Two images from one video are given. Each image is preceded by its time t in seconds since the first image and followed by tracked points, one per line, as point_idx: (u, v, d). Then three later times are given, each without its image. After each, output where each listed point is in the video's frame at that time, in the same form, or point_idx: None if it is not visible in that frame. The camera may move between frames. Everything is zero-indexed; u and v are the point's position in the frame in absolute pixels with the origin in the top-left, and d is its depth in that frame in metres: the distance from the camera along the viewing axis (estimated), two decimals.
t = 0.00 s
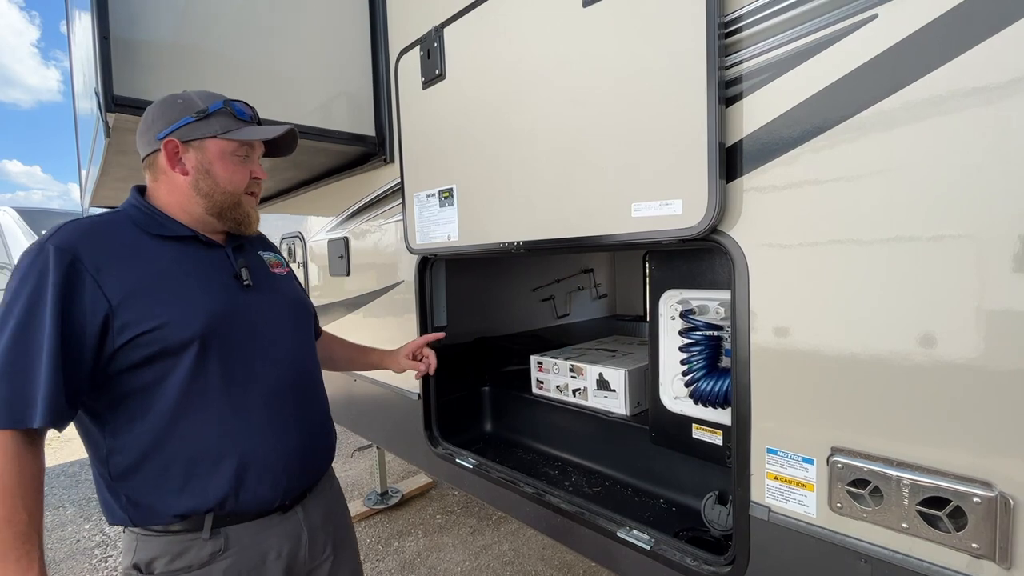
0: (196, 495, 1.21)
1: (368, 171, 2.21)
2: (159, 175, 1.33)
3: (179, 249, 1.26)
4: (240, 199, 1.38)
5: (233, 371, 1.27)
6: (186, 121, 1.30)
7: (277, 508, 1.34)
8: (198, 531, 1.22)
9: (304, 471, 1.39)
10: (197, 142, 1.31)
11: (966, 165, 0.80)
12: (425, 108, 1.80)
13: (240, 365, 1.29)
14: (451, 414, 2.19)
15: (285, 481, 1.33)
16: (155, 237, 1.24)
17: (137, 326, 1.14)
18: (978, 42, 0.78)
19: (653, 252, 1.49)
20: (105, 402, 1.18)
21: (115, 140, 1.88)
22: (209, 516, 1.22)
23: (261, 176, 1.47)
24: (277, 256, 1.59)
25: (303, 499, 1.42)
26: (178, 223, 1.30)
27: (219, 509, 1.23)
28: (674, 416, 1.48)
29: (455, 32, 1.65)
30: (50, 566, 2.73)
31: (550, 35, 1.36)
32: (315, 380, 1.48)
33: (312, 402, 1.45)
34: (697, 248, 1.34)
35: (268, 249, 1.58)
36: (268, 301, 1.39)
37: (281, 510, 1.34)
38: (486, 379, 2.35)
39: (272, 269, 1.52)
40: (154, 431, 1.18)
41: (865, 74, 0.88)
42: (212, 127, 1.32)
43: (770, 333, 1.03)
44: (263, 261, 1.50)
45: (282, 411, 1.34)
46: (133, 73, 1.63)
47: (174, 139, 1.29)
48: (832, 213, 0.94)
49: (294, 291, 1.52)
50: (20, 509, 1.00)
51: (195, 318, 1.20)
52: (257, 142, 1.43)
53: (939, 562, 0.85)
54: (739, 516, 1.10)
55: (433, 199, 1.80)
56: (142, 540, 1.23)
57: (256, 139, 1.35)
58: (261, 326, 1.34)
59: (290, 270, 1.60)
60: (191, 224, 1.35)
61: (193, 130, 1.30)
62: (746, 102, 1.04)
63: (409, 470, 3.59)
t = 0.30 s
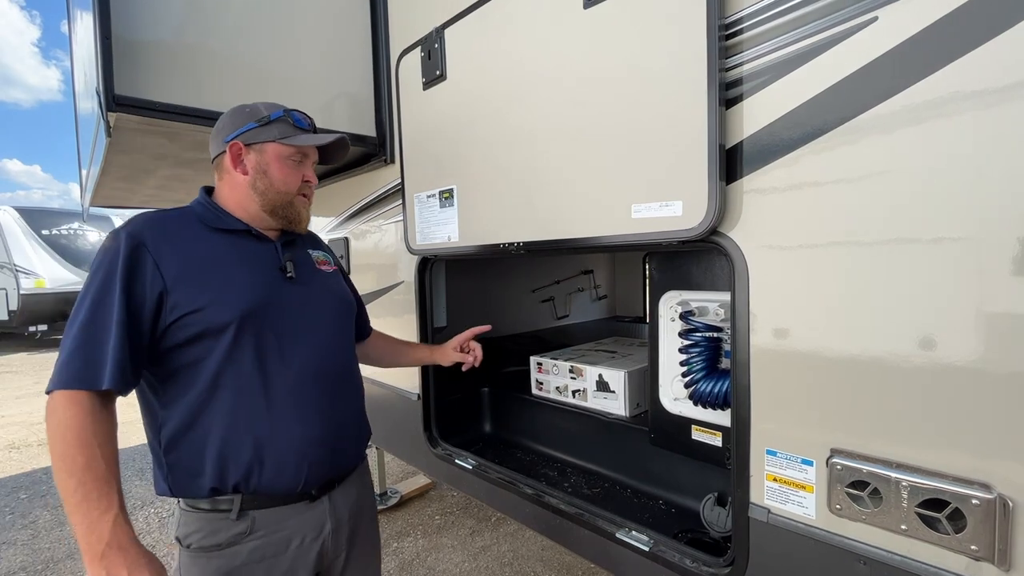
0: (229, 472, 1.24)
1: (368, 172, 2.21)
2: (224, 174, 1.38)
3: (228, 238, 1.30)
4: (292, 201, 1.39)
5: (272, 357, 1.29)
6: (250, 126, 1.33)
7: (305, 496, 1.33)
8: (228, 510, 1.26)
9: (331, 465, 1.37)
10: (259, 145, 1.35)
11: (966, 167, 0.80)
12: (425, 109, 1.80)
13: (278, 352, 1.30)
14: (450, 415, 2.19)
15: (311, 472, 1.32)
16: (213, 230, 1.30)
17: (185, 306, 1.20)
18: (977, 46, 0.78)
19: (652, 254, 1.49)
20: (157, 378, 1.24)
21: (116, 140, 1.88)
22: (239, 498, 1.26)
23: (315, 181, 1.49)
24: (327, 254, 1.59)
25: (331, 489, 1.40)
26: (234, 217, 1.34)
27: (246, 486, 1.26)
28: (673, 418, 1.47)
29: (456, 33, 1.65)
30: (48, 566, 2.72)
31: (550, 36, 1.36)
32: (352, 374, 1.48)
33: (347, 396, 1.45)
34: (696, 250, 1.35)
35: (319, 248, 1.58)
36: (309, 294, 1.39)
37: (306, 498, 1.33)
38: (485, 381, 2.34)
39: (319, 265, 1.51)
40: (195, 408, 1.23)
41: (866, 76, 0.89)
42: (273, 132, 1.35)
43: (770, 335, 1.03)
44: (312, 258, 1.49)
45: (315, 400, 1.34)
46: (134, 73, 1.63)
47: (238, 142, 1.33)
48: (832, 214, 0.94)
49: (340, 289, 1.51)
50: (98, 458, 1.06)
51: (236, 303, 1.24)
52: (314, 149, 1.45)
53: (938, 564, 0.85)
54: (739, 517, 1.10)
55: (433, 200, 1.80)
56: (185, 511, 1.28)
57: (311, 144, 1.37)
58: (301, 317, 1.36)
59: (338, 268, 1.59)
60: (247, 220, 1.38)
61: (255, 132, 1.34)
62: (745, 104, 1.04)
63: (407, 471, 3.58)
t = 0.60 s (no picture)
0: (241, 458, 1.28)
1: (367, 172, 2.21)
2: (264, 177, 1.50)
3: (262, 237, 1.36)
4: (307, 195, 1.41)
5: (289, 352, 1.32)
6: (273, 127, 1.42)
7: (310, 489, 1.34)
8: (236, 492, 1.30)
9: (336, 465, 1.37)
10: (280, 144, 1.42)
11: (965, 169, 0.80)
12: (425, 109, 1.80)
13: (295, 349, 1.33)
14: (450, 416, 2.18)
15: (315, 469, 1.33)
16: (251, 227, 1.37)
17: (212, 298, 1.27)
18: (977, 47, 0.78)
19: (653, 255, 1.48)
20: (189, 363, 1.32)
21: (116, 139, 1.88)
22: (246, 485, 1.29)
23: (339, 177, 1.48)
24: (360, 256, 1.59)
25: (336, 485, 1.40)
26: (271, 215, 1.42)
27: (255, 473, 1.29)
28: (673, 419, 1.47)
29: (456, 33, 1.65)
30: (47, 566, 2.71)
31: (551, 37, 1.36)
32: (369, 376, 1.47)
33: (362, 397, 1.45)
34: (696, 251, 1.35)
35: (353, 249, 1.59)
36: (332, 295, 1.41)
37: (312, 491, 1.34)
38: (485, 382, 2.34)
39: (349, 267, 1.51)
40: (215, 395, 1.29)
41: (865, 78, 0.89)
42: (289, 129, 1.40)
43: (770, 337, 1.03)
44: (342, 259, 1.51)
45: (326, 398, 1.35)
46: (135, 72, 1.63)
47: (264, 143, 1.44)
48: (832, 216, 0.94)
49: (367, 293, 1.51)
50: (142, 427, 1.17)
51: (258, 299, 1.28)
52: (330, 144, 1.45)
53: (937, 566, 0.85)
54: (738, 518, 1.10)
55: (433, 200, 1.80)
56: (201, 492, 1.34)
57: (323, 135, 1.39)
58: (321, 316, 1.37)
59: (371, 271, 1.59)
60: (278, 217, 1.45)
61: (277, 133, 1.41)
62: (745, 105, 1.04)
63: (405, 472, 3.58)
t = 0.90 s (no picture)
0: (240, 453, 1.30)
1: (366, 172, 2.21)
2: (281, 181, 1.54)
3: (272, 237, 1.38)
4: (314, 195, 1.41)
5: (290, 352, 1.32)
6: (284, 130, 1.45)
7: (305, 487, 1.34)
8: (235, 486, 1.30)
9: (331, 467, 1.36)
10: (290, 147, 1.44)
11: (964, 170, 0.80)
12: (425, 110, 1.80)
13: (296, 349, 1.33)
14: (449, 417, 2.17)
15: (310, 470, 1.33)
16: (264, 225, 1.39)
17: (219, 295, 1.29)
18: (976, 49, 0.78)
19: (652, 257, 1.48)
20: (196, 356, 1.36)
21: (114, 138, 1.88)
22: (245, 476, 1.30)
23: (349, 178, 1.47)
24: (371, 258, 1.58)
25: (333, 485, 1.39)
26: (284, 214, 1.44)
27: (252, 469, 1.30)
28: (672, 421, 1.47)
29: (456, 34, 1.65)
30: (43, 566, 2.70)
31: (550, 38, 1.36)
32: (371, 379, 1.46)
33: (362, 401, 1.43)
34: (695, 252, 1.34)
35: (366, 251, 1.59)
36: (338, 298, 1.41)
37: (307, 490, 1.34)
38: (484, 383, 2.34)
39: (359, 270, 1.50)
40: (219, 390, 1.31)
41: (865, 80, 0.89)
42: (297, 132, 1.42)
43: (768, 338, 1.03)
44: (352, 261, 1.50)
45: (324, 399, 1.35)
46: (134, 71, 1.63)
47: (276, 147, 1.47)
48: (831, 217, 0.94)
49: (374, 296, 1.50)
50: (132, 420, 1.23)
51: (262, 298, 1.29)
52: (337, 145, 1.45)
53: (936, 568, 0.85)
54: (736, 520, 1.10)
55: (432, 201, 1.80)
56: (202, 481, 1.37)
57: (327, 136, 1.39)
58: (324, 318, 1.37)
59: (381, 274, 1.58)
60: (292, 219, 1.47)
61: (287, 137, 1.43)
62: (744, 107, 1.04)
63: (404, 472, 3.58)
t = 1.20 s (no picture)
0: (233, 451, 1.30)
1: (365, 173, 2.21)
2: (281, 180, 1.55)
3: (271, 236, 1.38)
4: (309, 194, 1.41)
5: (284, 352, 1.32)
6: (282, 130, 1.46)
7: (298, 489, 1.33)
8: (227, 485, 1.31)
9: (322, 469, 1.35)
10: (287, 146, 1.45)
11: (962, 171, 0.80)
12: (423, 110, 1.80)
13: (291, 348, 1.32)
14: (448, 417, 2.17)
15: (301, 471, 1.32)
16: (264, 224, 1.39)
17: (216, 292, 1.29)
18: (974, 51, 0.78)
19: (651, 258, 1.48)
20: (194, 353, 1.37)
21: (112, 138, 1.87)
22: (238, 476, 1.30)
23: (344, 176, 1.47)
24: (372, 259, 1.57)
25: (326, 488, 1.38)
26: (284, 214, 1.43)
27: (245, 467, 1.30)
28: (670, 422, 1.47)
29: (454, 34, 1.65)
30: (40, 567, 2.70)
31: (549, 39, 1.36)
32: (367, 381, 1.45)
33: (357, 403, 1.42)
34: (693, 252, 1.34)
35: (367, 251, 1.58)
36: (335, 298, 1.40)
37: (298, 492, 1.34)
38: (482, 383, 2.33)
39: (358, 271, 1.49)
40: (213, 387, 1.31)
41: (863, 83, 0.89)
42: (294, 131, 1.43)
43: (767, 339, 1.03)
44: (352, 262, 1.49)
45: (318, 400, 1.34)
46: (132, 70, 1.63)
47: (275, 146, 1.49)
48: (830, 218, 0.94)
49: (373, 297, 1.49)
50: (130, 414, 1.23)
51: (258, 296, 1.29)
52: (332, 144, 1.45)
53: (934, 569, 0.85)
54: (734, 521, 1.10)
55: (430, 202, 1.80)
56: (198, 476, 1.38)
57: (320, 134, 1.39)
58: (321, 318, 1.37)
59: (382, 275, 1.57)
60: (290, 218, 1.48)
61: (285, 136, 1.44)
62: (742, 108, 1.04)
63: (402, 473, 3.57)
